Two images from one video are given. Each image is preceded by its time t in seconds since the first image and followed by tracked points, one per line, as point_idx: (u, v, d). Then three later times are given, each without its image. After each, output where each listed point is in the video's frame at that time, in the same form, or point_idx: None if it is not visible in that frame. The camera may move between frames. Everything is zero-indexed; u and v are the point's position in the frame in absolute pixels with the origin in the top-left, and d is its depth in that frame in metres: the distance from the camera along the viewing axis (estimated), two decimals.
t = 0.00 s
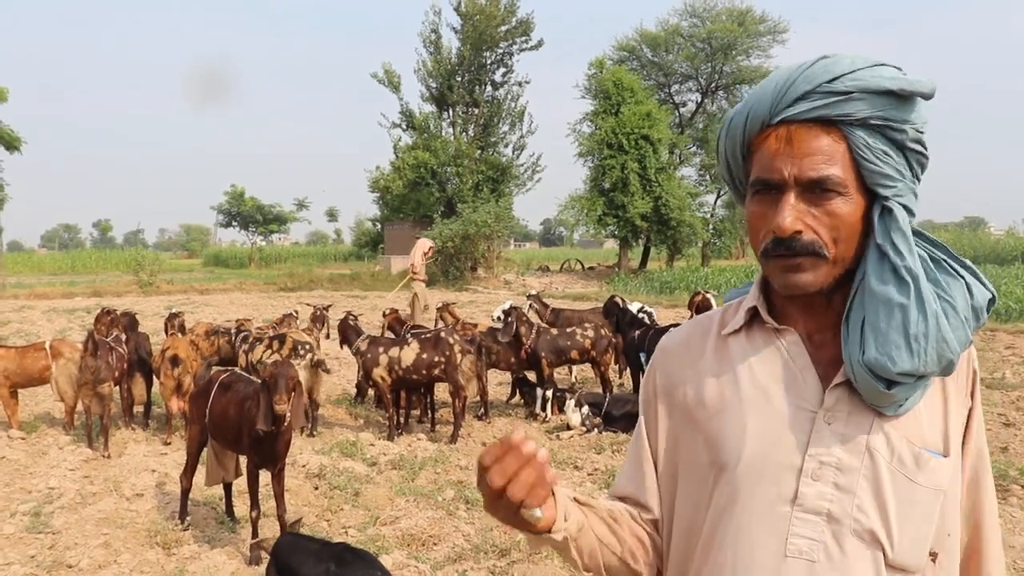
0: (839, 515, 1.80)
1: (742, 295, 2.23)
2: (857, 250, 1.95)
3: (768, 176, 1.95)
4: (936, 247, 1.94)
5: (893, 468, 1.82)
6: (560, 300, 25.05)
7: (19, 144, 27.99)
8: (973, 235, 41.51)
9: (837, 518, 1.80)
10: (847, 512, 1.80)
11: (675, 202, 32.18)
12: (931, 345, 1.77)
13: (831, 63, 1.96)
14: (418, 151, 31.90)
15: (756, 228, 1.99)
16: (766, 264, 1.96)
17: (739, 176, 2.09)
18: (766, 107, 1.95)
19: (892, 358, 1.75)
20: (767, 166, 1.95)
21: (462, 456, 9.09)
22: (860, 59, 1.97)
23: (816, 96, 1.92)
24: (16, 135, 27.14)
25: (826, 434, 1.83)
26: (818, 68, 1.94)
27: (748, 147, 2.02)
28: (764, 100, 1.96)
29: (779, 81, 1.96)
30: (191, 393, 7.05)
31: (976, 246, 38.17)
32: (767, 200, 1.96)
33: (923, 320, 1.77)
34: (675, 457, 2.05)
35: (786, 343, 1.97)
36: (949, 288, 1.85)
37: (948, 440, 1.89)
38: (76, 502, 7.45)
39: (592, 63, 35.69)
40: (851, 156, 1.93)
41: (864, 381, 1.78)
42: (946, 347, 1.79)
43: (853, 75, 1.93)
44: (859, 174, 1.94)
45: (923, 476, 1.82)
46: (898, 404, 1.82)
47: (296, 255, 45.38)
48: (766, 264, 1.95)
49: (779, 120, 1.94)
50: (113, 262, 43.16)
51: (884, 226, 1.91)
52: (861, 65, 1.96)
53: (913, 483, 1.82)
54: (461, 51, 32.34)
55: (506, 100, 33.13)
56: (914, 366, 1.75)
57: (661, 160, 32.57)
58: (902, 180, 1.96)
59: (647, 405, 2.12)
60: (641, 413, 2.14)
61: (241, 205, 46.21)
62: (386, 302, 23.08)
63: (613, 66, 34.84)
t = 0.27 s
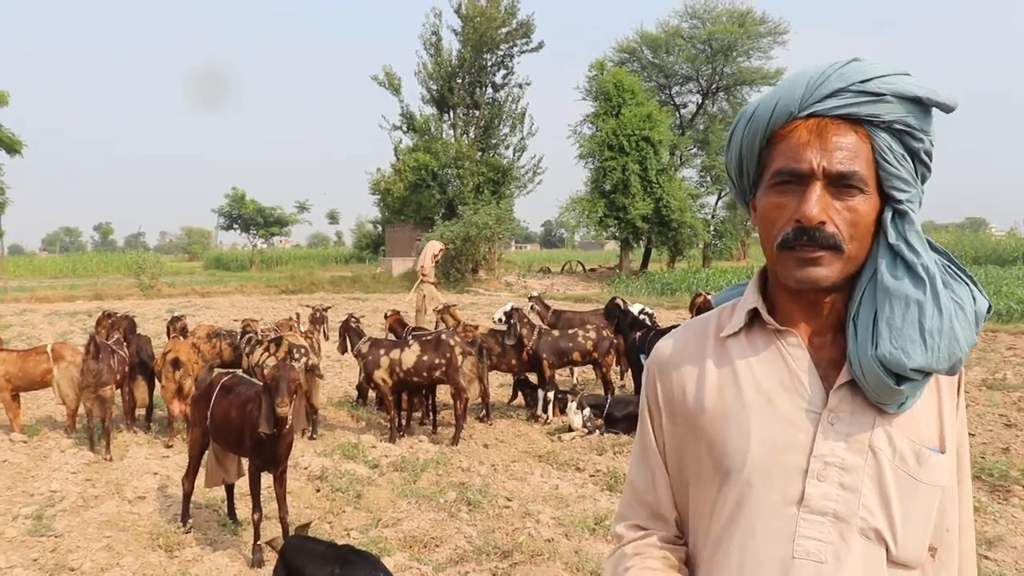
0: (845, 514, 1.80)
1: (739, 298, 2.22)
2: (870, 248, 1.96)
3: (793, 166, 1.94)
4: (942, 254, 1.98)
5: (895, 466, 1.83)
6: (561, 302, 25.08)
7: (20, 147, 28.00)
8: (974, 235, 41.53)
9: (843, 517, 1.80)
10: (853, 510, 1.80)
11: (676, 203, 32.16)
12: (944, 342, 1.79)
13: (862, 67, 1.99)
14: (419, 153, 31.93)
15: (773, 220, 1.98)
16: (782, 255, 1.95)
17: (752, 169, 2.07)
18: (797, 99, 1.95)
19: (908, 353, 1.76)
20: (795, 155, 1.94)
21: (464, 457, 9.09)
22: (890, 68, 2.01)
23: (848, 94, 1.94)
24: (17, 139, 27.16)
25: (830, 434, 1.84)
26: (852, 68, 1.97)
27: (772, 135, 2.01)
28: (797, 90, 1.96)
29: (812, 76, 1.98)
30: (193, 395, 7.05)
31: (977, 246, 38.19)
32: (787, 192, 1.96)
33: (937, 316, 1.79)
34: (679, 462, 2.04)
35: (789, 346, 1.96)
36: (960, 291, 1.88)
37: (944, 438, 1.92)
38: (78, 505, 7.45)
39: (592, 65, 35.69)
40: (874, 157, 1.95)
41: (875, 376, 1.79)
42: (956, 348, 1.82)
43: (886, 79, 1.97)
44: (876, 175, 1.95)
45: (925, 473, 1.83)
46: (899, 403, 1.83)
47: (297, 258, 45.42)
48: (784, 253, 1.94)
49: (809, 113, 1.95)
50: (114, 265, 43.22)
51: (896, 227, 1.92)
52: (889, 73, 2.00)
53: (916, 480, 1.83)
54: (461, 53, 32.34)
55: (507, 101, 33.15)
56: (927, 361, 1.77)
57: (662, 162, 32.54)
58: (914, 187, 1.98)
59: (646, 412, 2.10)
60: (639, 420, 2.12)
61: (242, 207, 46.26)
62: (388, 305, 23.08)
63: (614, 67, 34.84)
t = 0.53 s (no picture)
0: (842, 514, 1.80)
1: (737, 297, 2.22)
2: (859, 244, 1.95)
3: (772, 167, 1.95)
4: (934, 244, 1.95)
5: (893, 466, 1.82)
6: (562, 302, 25.10)
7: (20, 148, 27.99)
8: (974, 235, 41.55)
9: (840, 517, 1.80)
10: (850, 510, 1.80)
11: (677, 203, 32.16)
12: (934, 335, 1.78)
13: (836, 63, 1.99)
14: (419, 154, 31.94)
15: (759, 220, 1.98)
16: (767, 256, 1.96)
17: (738, 171, 2.09)
18: (772, 102, 1.97)
19: (896, 350, 1.76)
20: (773, 157, 1.95)
21: (465, 458, 9.09)
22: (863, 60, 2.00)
23: (821, 91, 1.95)
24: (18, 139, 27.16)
25: (827, 433, 1.84)
26: (824, 66, 1.97)
27: (752, 139, 2.02)
28: (770, 94, 1.98)
29: (787, 76, 1.99)
30: (194, 395, 7.05)
31: (978, 246, 38.23)
32: (768, 193, 1.97)
33: (925, 310, 1.79)
34: (678, 460, 2.04)
35: (786, 345, 1.96)
36: (950, 281, 1.87)
37: (944, 437, 1.91)
38: (79, 505, 7.46)
39: (592, 65, 35.68)
40: (854, 151, 1.94)
41: (867, 374, 1.79)
42: (949, 339, 1.80)
43: (859, 72, 1.96)
44: (859, 170, 1.94)
45: (923, 473, 1.83)
46: (896, 401, 1.83)
47: (298, 258, 45.45)
48: (769, 253, 1.95)
49: (784, 114, 1.96)
50: (114, 266, 43.22)
51: (884, 222, 1.91)
52: (864, 66, 1.99)
53: (914, 480, 1.82)
54: (461, 54, 32.33)
55: (507, 102, 33.14)
56: (917, 356, 1.76)
57: (662, 162, 32.54)
58: (901, 179, 1.97)
59: (647, 412, 2.10)
60: (641, 420, 2.12)
61: (242, 208, 46.27)
62: (388, 305, 23.10)
63: (614, 67, 34.83)
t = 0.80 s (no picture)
0: (836, 515, 1.77)
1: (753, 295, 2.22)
2: (850, 246, 1.93)
3: (753, 179, 1.97)
4: (930, 239, 1.89)
5: (893, 469, 1.78)
6: (565, 301, 25.12)
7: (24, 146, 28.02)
8: (978, 236, 41.53)
9: (835, 518, 1.77)
10: (845, 512, 1.77)
11: (680, 202, 32.16)
12: (920, 338, 1.74)
13: (807, 63, 1.96)
14: (423, 152, 31.95)
15: (748, 230, 2.00)
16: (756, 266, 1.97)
17: (736, 177, 2.11)
18: (749, 112, 1.98)
19: (880, 355, 1.73)
20: (752, 169, 1.97)
21: (468, 456, 9.10)
22: (835, 56, 1.97)
23: (793, 97, 1.93)
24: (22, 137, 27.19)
25: (826, 434, 1.82)
26: (793, 69, 1.95)
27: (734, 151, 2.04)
28: (745, 106, 1.99)
29: (759, 85, 1.99)
30: (196, 394, 7.06)
31: (981, 247, 38.22)
32: (754, 203, 1.98)
33: (910, 313, 1.75)
34: (685, 453, 2.06)
35: (788, 345, 1.96)
36: (942, 279, 1.81)
37: (954, 444, 1.85)
38: (83, 502, 7.48)
39: (596, 64, 35.66)
40: (833, 153, 1.92)
41: (856, 378, 1.76)
42: (937, 341, 1.75)
43: (830, 71, 1.93)
44: (842, 170, 1.92)
45: (925, 479, 1.78)
46: (898, 404, 1.79)
47: (301, 256, 45.50)
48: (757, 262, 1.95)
49: (761, 123, 1.97)
50: (118, 263, 43.26)
51: (872, 222, 1.88)
52: (836, 63, 1.96)
53: (916, 485, 1.78)
54: (465, 52, 32.33)
55: (511, 101, 33.13)
56: (903, 361, 1.72)
57: (666, 161, 32.51)
58: (890, 172, 1.92)
59: (661, 405, 2.13)
60: (658, 411, 2.15)
61: (246, 206, 46.30)
62: (392, 304, 23.13)
63: (618, 66, 34.82)
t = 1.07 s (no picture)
0: (839, 514, 1.78)
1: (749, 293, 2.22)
2: (866, 245, 1.93)
3: (779, 166, 1.95)
4: (943, 248, 1.91)
5: (895, 468, 1.79)
6: (566, 299, 25.11)
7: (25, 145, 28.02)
8: (979, 233, 41.53)
9: (838, 517, 1.78)
10: (847, 511, 1.78)
11: (681, 200, 32.16)
12: (934, 339, 1.74)
13: (847, 57, 1.97)
14: (424, 151, 31.96)
15: (765, 219, 1.99)
16: (773, 256, 1.96)
17: (750, 165, 2.10)
18: (782, 98, 1.97)
19: (894, 352, 1.73)
20: (779, 156, 1.96)
21: (470, 455, 9.10)
22: (873, 55, 1.98)
23: (831, 88, 1.93)
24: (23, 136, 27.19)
25: (827, 433, 1.82)
26: (834, 61, 1.95)
27: (761, 136, 2.03)
28: (781, 88, 1.97)
29: (796, 71, 1.98)
30: (197, 393, 7.06)
31: (982, 244, 38.22)
32: (777, 191, 1.96)
33: (926, 312, 1.75)
34: (683, 451, 2.07)
35: (792, 341, 1.95)
36: (955, 285, 1.82)
37: (953, 442, 1.85)
38: (84, 502, 7.47)
39: (597, 62, 35.66)
40: (863, 150, 1.92)
41: (863, 375, 1.77)
42: (949, 344, 1.76)
43: (869, 68, 1.94)
44: (868, 169, 1.92)
45: (927, 476, 1.79)
46: (901, 402, 1.79)
47: (302, 255, 45.52)
48: (775, 253, 1.94)
49: (794, 110, 1.96)
50: (119, 263, 43.26)
51: (892, 221, 1.89)
52: (877, 61, 1.97)
53: (917, 483, 1.78)
54: (466, 51, 32.33)
55: (512, 99, 33.13)
56: (916, 361, 1.72)
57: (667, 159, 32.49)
58: (913, 178, 1.94)
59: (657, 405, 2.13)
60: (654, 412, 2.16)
61: (247, 205, 46.31)
62: (393, 302, 23.11)
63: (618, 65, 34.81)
